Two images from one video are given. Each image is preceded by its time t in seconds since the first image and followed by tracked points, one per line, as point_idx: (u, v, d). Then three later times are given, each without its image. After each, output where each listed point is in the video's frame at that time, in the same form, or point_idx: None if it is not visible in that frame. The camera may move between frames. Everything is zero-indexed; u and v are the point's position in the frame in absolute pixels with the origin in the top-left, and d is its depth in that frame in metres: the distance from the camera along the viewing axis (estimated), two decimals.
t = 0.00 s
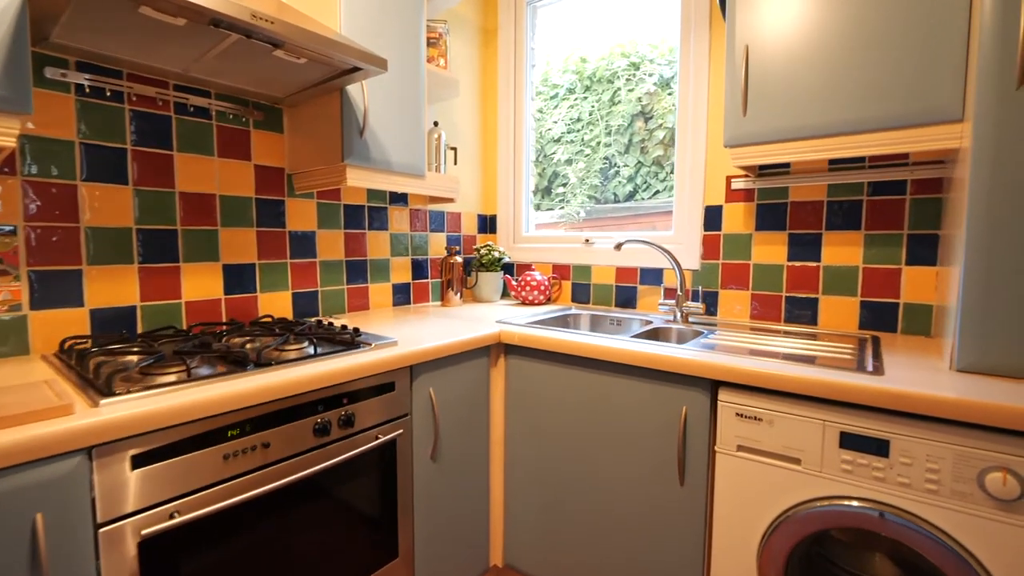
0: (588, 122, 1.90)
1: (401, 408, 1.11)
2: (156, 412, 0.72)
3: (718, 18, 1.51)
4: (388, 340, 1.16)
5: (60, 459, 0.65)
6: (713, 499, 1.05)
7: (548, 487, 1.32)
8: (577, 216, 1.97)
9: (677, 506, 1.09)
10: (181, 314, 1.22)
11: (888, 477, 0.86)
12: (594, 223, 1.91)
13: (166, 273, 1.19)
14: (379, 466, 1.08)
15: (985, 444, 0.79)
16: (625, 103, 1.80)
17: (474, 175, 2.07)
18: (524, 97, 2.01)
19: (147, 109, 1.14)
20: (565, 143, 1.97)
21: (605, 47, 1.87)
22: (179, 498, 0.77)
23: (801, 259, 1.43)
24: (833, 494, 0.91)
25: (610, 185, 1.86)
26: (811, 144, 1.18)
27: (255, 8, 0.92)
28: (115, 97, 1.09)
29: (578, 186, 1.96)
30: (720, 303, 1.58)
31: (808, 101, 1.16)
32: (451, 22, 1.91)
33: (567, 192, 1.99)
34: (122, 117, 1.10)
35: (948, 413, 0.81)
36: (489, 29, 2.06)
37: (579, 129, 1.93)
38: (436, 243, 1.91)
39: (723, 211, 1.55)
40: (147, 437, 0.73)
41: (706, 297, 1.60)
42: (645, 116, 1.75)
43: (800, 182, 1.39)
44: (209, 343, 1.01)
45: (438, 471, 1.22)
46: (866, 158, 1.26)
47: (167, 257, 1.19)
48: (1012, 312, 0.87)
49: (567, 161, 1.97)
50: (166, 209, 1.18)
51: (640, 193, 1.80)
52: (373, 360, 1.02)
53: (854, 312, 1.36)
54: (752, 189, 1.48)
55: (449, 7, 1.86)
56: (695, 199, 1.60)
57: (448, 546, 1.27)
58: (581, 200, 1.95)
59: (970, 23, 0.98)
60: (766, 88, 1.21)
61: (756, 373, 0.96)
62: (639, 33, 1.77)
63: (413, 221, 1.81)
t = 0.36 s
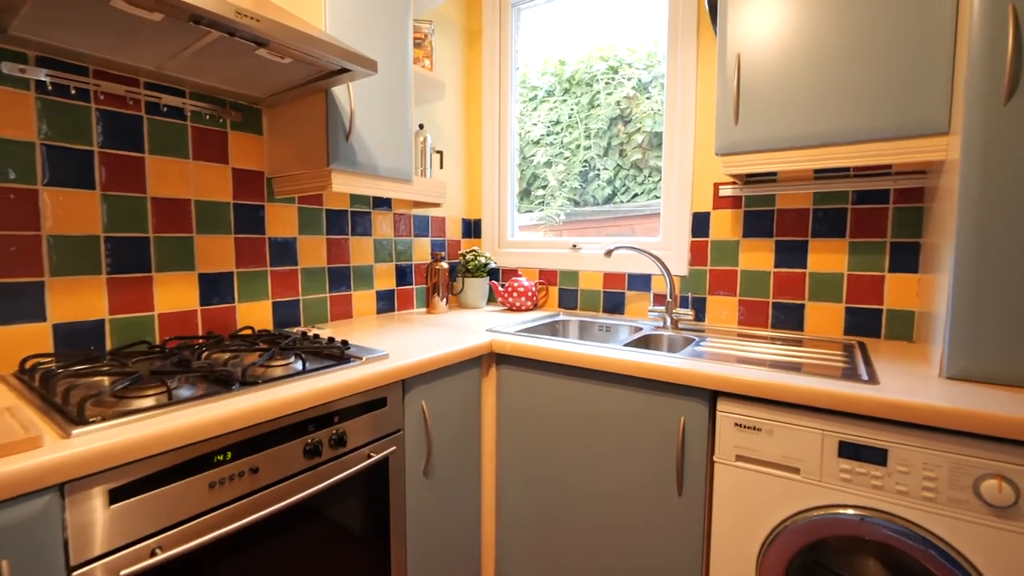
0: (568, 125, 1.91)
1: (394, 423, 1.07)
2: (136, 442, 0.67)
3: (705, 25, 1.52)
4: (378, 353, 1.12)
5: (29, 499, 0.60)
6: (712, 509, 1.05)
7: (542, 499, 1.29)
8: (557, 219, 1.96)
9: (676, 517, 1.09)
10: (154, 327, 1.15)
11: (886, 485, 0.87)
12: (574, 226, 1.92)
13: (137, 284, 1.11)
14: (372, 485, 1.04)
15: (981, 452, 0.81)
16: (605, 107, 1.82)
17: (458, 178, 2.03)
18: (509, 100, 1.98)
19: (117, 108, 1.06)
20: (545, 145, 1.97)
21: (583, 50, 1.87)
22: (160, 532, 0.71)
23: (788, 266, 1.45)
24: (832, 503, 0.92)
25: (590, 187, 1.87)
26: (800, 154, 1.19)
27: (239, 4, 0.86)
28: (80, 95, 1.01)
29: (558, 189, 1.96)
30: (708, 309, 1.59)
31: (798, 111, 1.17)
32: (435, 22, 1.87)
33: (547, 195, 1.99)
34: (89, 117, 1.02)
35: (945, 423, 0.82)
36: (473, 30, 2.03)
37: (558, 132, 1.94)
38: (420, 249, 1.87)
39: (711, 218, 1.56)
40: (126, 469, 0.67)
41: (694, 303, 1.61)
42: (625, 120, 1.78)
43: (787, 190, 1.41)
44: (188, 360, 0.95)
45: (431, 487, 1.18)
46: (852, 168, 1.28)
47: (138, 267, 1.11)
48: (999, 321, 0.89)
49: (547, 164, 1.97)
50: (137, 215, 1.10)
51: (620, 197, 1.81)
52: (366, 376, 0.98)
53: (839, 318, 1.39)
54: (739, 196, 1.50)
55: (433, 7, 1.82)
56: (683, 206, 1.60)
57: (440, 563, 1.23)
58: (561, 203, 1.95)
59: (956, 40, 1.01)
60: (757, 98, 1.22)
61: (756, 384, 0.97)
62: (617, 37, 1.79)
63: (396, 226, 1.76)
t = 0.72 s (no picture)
0: (546, 128, 1.91)
1: (387, 438, 1.03)
2: (118, 473, 0.61)
3: (692, 31, 1.53)
4: (370, 365, 1.08)
5: None
6: (710, 516, 1.05)
7: (537, 508, 1.28)
8: (535, 221, 1.95)
9: (673, 524, 1.09)
10: (124, 341, 1.07)
11: (881, 490, 0.89)
12: (553, 229, 1.92)
13: (106, 295, 1.03)
14: (365, 503, 1.00)
15: (972, 456, 0.83)
16: (582, 110, 1.82)
17: (442, 181, 1.99)
18: (493, 102, 1.96)
19: (85, 107, 0.99)
20: (523, 147, 1.96)
21: (561, 53, 1.87)
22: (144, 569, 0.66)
23: (773, 272, 1.48)
24: (829, 508, 0.94)
25: (568, 189, 1.87)
26: (788, 162, 1.21)
27: None
28: (44, 92, 0.94)
29: (536, 191, 1.95)
30: (695, 314, 1.60)
31: (787, 121, 1.19)
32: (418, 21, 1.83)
33: (525, 197, 1.98)
34: (54, 116, 0.95)
35: (938, 429, 0.84)
36: (456, 31, 1.99)
37: (535, 134, 1.93)
38: (403, 253, 1.82)
39: (698, 224, 1.58)
40: (106, 503, 0.62)
41: (681, 308, 1.62)
42: (603, 123, 1.78)
43: (771, 197, 1.44)
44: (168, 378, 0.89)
45: (424, 501, 1.14)
46: (835, 177, 1.31)
47: (109, 276, 1.04)
48: (984, 328, 0.93)
49: (525, 166, 1.96)
50: (107, 221, 1.03)
51: (598, 199, 1.82)
52: (360, 392, 0.94)
53: (822, 322, 1.42)
54: (726, 203, 1.52)
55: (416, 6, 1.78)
56: (670, 211, 1.61)
57: None
58: (539, 205, 1.94)
59: (939, 55, 1.04)
60: (748, 107, 1.23)
61: (754, 392, 0.98)
62: (595, 40, 1.80)
63: (380, 231, 1.71)
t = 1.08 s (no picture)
0: (522, 129, 1.91)
1: (381, 451, 0.99)
2: (102, 504, 0.57)
3: (678, 37, 1.55)
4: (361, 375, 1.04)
5: None
6: (706, 518, 1.06)
7: (530, 515, 1.26)
8: (512, 223, 1.96)
9: (669, 528, 1.09)
10: (93, 353, 1.00)
11: (872, 489, 0.92)
12: (530, 229, 1.92)
13: (72, 305, 0.96)
14: (359, 519, 0.96)
15: (958, 454, 0.87)
16: (558, 112, 1.84)
17: (423, 183, 1.96)
18: (476, 103, 1.93)
19: (49, 101, 0.92)
20: (499, 148, 1.95)
21: (537, 54, 1.87)
22: None
23: (756, 275, 1.51)
24: (822, 508, 0.96)
25: (544, 190, 1.89)
26: (774, 169, 1.24)
27: None
28: (4, 84, 0.86)
29: (513, 192, 1.95)
30: (680, 316, 1.62)
31: (773, 128, 1.22)
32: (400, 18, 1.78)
33: (501, 199, 1.97)
34: (14, 111, 0.87)
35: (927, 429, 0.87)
36: (438, 30, 1.96)
37: (511, 135, 1.93)
38: (386, 256, 1.77)
39: (683, 227, 1.60)
40: (88, 537, 0.57)
41: (666, 310, 1.64)
42: (578, 125, 1.80)
43: (754, 202, 1.47)
44: (146, 395, 0.83)
45: (417, 513, 1.11)
46: (816, 183, 1.35)
47: (75, 284, 0.96)
48: (963, 331, 0.97)
49: (502, 167, 1.95)
50: (74, 225, 0.96)
51: (574, 201, 1.84)
52: (354, 405, 0.90)
53: (803, 324, 1.46)
54: (711, 207, 1.54)
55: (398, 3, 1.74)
56: (655, 214, 1.63)
57: None
58: (516, 207, 1.95)
59: (919, 68, 1.08)
60: (736, 114, 1.25)
61: (749, 396, 0.99)
62: (572, 42, 1.81)
63: (362, 234, 1.67)
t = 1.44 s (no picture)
0: (496, 130, 1.90)
1: (374, 461, 0.96)
2: (90, 534, 0.52)
3: (661, 43, 1.57)
4: (352, 384, 1.00)
5: None
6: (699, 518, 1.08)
7: (522, 520, 1.25)
8: (488, 224, 1.95)
9: (663, 529, 1.10)
10: (59, 365, 0.93)
11: (859, 485, 0.95)
12: (505, 230, 1.92)
13: (36, 314, 0.89)
14: (354, 533, 0.93)
15: (939, 449, 0.91)
16: (532, 113, 1.84)
17: (404, 184, 1.92)
18: (457, 104, 1.91)
19: (10, 95, 0.85)
20: (474, 148, 1.94)
21: (511, 55, 1.87)
22: None
23: (737, 277, 1.55)
24: (811, 504, 0.99)
25: (519, 192, 1.88)
26: (758, 174, 1.27)
27: None
28: None
29: (488, 193, 1.94)
30: (664, 318, 1.64)
31: (756, 134, 1.25)
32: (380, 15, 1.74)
33: (477, 199, 1.96)
34: None
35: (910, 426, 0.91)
36: (418, 29, 1.93)
37: (486, 137, 1.92)
38: (367, 259, 1.73)
39: (666, 230, 1.62)
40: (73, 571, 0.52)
41: (650, 312, 1.66)
42: (553, 128, 1.81)
43: (735, 206, 1.50)
44: (124, 411, 0.77)
45: (410, 523, 1.09)
46: (795, 188, 1.40)
47: (40, 291, 0.89)
48: (938, 331, 1.02)
49: (477, 168, 1.94)
50: (37, 228, 0.89)
51: (549, 202, 1.84)
52: (349, 416, 0.87)
53: (782, 324, 1.51)
54: (693, 211, 1.57)
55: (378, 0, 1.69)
56: (639, 216, 1.65)
57: None
58: (492, 208, 1.94)
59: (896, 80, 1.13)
60: (721, 120, 1.27)
61: (742, 397, 1.01)
62: (546, 43, 1.81)
63: (343, 237, 1.62)
